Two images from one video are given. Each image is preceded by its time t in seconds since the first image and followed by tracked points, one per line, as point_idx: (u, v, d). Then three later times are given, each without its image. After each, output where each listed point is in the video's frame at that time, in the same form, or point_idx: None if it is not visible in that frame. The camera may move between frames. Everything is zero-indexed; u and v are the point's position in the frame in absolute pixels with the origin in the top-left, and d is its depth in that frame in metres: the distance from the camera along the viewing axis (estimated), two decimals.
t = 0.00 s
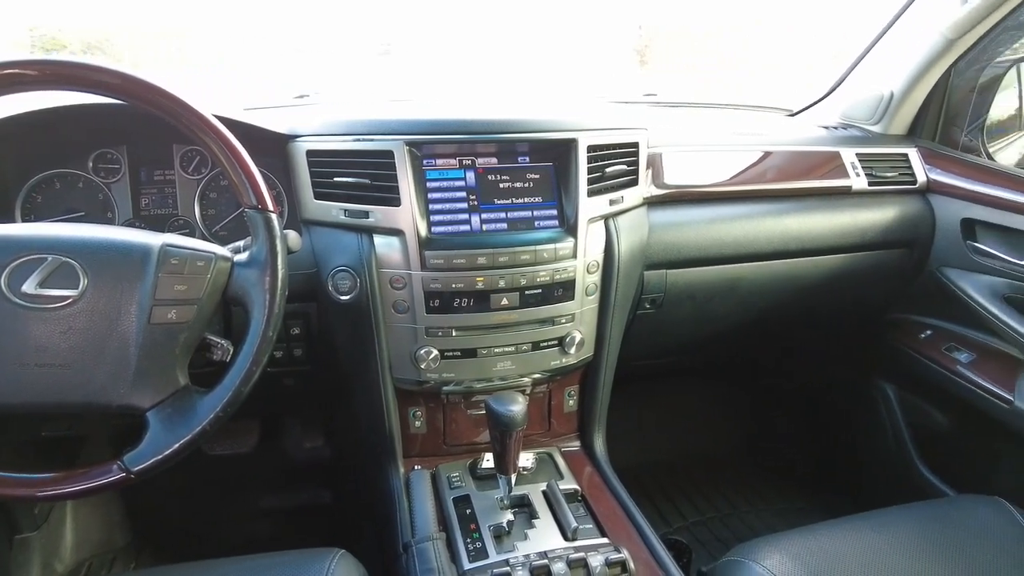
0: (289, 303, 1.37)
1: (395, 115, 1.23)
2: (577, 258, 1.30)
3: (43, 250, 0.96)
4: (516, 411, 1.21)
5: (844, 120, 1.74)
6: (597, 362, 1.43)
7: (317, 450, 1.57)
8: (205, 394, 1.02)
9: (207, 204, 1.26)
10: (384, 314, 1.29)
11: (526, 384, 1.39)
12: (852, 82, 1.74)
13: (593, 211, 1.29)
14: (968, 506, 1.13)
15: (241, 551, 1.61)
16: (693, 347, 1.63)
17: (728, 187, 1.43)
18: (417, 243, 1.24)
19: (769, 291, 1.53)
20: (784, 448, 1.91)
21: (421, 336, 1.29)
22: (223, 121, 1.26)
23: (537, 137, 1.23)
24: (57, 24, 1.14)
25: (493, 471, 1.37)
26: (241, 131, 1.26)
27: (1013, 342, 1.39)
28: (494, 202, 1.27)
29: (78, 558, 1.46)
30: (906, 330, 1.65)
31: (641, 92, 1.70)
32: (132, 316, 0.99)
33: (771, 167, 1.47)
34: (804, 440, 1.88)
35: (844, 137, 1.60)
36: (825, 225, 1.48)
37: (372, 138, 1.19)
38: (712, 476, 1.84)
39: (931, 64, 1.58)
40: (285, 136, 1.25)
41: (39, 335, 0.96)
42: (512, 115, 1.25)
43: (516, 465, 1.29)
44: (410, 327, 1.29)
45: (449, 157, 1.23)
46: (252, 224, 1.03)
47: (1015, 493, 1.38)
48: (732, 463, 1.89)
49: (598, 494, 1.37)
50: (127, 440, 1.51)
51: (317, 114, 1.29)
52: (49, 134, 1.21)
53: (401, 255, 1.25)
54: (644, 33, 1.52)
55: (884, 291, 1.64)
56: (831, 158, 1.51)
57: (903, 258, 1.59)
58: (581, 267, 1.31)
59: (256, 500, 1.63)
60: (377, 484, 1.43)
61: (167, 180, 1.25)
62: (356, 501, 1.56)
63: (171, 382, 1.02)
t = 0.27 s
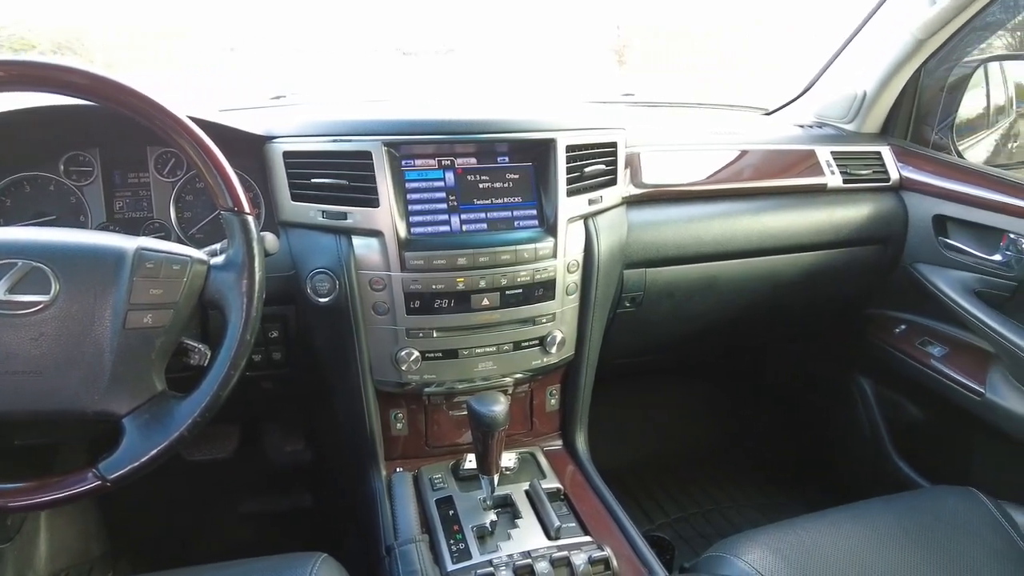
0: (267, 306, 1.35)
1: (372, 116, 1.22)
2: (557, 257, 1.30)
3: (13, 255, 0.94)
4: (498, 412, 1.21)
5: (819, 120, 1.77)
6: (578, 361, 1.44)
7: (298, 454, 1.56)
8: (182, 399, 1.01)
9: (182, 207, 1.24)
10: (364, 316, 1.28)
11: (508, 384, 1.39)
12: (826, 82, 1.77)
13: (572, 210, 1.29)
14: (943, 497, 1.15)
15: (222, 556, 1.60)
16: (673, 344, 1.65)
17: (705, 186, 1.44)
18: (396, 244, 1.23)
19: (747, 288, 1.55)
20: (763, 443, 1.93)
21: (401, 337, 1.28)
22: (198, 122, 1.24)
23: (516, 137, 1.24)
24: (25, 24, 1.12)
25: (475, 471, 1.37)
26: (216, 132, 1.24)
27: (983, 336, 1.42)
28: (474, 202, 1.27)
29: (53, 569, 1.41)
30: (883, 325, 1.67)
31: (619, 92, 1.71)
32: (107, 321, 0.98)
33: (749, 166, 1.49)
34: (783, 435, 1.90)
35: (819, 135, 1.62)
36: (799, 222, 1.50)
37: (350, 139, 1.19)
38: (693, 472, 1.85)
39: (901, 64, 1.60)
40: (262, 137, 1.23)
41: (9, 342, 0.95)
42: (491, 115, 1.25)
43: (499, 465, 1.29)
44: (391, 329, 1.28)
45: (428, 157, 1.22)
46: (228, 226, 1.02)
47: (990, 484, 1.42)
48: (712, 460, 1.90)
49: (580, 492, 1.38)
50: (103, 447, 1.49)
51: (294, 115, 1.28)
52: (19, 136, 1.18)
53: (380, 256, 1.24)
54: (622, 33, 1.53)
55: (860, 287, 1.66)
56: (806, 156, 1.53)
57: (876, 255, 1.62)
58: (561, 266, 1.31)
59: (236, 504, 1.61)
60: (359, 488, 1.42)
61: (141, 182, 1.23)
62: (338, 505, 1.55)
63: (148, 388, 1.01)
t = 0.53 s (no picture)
0: (246, 309, 1.34)
1: (350, 116, 1.21)
2: (538, 257, 1.30)
3: None
4: (480, 412, 1.21)
5: (795, 118, 1.79)
6: (560, 361, 1.44)
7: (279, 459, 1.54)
8: (160, 404, 0.99)
9: (158, 210, 1.23)
10: (344, 318, 1.27)
11: (490, 384, 1.39)
12: (800, 82, 1.80)
13: (552, 210, 1.29)
14: (919, 489, 1.17)
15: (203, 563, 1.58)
16: (653, 342, 1.66)
17: (682, 185, 1.45)
18: (375, 245, 1.22)
19: (725, 286, 1.56)
20: (744, 439, 1.95)
21: (382, 339, 1.28)
22: (172, 124, 1.23)
23: (495, 137, 1.24)
24: None
25: (458, 472, 1.37)
26: (191, 134, 1.23)
27: (955, 330, 1.45)
28: (453, 202, 1.26)
29: None
30: (859, 321, 1.69)
31: (597, 92, 1.72)
32: (80, 326, 0.96)
33: (725, 165, 1.50)
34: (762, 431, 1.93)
35: (794, 134, 1.64)
36: (775, 220, 1.52)
37: (327, 140, 1.18)
38: (675, 469, 1.87)
39: (873, 64, 1.63)
40: (238, 138, 1.22)
41: None
42: (469, 116, 1.24)
43: (481, 465, 1.28)
44: (371, 330, 1.27)
45: (407, 157, 1.22)
46: (205, 229, 1.00)
47: (963, 475, 1.45)
48: (693, 456, 1.92)
49: (563, 491, 1.38)
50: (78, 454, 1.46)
51: (270, 116, 1.27)
52: None
53: (359, 257, 1.23)
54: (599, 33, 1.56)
55: (835, 283, 1.69)
56: (781, 155, 1.55)
57: (851, 252, 1.64)
58: (542, 266, 1.32)
59: (217, 510, 1.60)
60: (340, 491, 1.41)
61: (115, 185, 1.21)
62: (320, 509, 1.54)
63: (124, 394, 0.99)
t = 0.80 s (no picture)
0: (224, 312, 1.33)
1: (328, 117, 1.20)
2: (519, 257, 1.30)
3: None
4: (462, 413, 1.20)
5: (771, 117, 1.82)
6: (542, 360, 1.44)
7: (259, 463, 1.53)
8: (136, 411, 0.98)
9: (133, 213, 1.21)
10: (324, 320, 1.26)
11: (472, 384, 1.38)
12: (776, 81, 1.82)
13: (532, 210, 1.30)
14: (896, 481, 1.19)
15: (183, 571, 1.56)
16: (634, 341, 1.67)
17: (661, 184, 1.46)
18: (355, 246, 1.21)
19: (705, 284, 1.58)
20: (724, 435, 1.97)
21: (363, 341, 1.27)
22: (146, 126, 1.21)
23: (474, 137, 1.23)
24: None
25: (441, 474, 1.36)
26: (166, 136, 1.21)
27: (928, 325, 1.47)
28: (434, 202, 1.26)
29: None
30: (837, 317, 1.72)
31: (575, 92, 1.73)
32: (54, 331, 0.94)
33: (703, 164, 1.51)
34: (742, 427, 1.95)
35: (770, 133, 1.66)
36: (752, 218, 1.54)
37: (305, 141, 1.17)
38: (656, 467, 1.88)
39: (847, 63, 1.66)
40: (214, 140, 1.21)
41: None
42: (449, 116, 1.24)
43: (464, 466, 1.28)
44: (352, 332, 1.27)
45: (386, 158, 1.21)
46: (181, 232, 0.99)
47: (939, 467, 1.48)
48: (675, 453, 1.93)
49: (547, 490, 1.38)
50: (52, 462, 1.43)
51: (247, 117, 1.25)
52: None
53: (338, 259, 1.22)
54: (578, 33, 1.57)
55: (811, 280, 1.71)
56: (758, 154, 1.57)
57: (827, 249, 1.66)
58: (523, 265, 1.32)
59: (196, 516, 1.58)
60: (322, 495, 1.40)
61: (88, 188, 1.19)
62: (302, 513, 1.53)
63: (99, 400, 0.97)
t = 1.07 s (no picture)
0: (201, 316, 1.31)
1: (305, 118, 1.19)
2: (499, 257, 1.30)
3: None
4: (445, 414, 1.20)
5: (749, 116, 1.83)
6: (524, 360, 1.44)
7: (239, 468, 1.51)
8: (112, 417, 0.96)
9: (107, 216, 1.19)
10: (303, 323, 1.25)
11: (454, 385, 1.38)
12: (752, 81, 1.84)
13: (512, 210, 1.29)
14: (873, 474, 1.20)
15: None
16: (615, 340, 1.68)
17: (639, 183, 1.47)
18: (334, 247, 1.20)
19: (684, 282, 1.59)
20: (704, 432, 1.99)
21: (343, 343, 1.26)
22: (120, 127, 1.19)
23: (454, 137, 1.23)
24: None
25: (423, 475, 1.36)
26: (140, 137, 1.19)
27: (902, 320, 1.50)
28: (413, 203, 1.25)
29: None
30: (815, 313, 1.74)
31: (554, 92, 1.73)
32: (25, 337, 0.92)
33: (681, 163, 1.53)
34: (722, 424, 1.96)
35: (746, 132, 1.68)
36: (729, 217, 1.55)
37: (282, 141, 1.16)
38: (638, 464, 1.89)
39: (822, 64, 1.68)
40: (189, 141, 1.19)
41: None
42: (427, 116, 1.24)
43: (447, 467, 1.28)
44: (332, 335, 1.26)
45: (364, 158, 1.21)
46: (157, 235, 0.98)
47: (914, 459, 1.50)
48: (656, 450, 1.95)
49: (530, 490, 1.38)
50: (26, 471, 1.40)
51: (223, 117, 1.24)
52: None
53: (317, 260, 1.21)
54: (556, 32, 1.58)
55: (787, 278, 1.73)
56: (735, 152, 1.58)
57: (803, 247, 1.68)
58: (504, 265, 1.32)
59: (175, 523, 1.55)
60: (304, 499, 1.39)
61: (59, 191, 1.17)
62: (284, 518, 1.51)
63: (73, 407, 0.95)
